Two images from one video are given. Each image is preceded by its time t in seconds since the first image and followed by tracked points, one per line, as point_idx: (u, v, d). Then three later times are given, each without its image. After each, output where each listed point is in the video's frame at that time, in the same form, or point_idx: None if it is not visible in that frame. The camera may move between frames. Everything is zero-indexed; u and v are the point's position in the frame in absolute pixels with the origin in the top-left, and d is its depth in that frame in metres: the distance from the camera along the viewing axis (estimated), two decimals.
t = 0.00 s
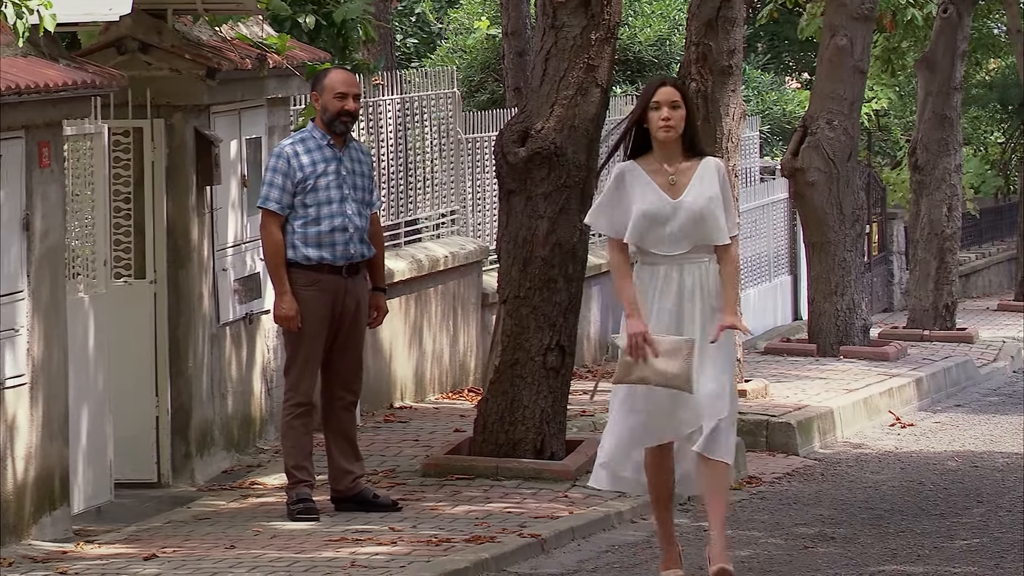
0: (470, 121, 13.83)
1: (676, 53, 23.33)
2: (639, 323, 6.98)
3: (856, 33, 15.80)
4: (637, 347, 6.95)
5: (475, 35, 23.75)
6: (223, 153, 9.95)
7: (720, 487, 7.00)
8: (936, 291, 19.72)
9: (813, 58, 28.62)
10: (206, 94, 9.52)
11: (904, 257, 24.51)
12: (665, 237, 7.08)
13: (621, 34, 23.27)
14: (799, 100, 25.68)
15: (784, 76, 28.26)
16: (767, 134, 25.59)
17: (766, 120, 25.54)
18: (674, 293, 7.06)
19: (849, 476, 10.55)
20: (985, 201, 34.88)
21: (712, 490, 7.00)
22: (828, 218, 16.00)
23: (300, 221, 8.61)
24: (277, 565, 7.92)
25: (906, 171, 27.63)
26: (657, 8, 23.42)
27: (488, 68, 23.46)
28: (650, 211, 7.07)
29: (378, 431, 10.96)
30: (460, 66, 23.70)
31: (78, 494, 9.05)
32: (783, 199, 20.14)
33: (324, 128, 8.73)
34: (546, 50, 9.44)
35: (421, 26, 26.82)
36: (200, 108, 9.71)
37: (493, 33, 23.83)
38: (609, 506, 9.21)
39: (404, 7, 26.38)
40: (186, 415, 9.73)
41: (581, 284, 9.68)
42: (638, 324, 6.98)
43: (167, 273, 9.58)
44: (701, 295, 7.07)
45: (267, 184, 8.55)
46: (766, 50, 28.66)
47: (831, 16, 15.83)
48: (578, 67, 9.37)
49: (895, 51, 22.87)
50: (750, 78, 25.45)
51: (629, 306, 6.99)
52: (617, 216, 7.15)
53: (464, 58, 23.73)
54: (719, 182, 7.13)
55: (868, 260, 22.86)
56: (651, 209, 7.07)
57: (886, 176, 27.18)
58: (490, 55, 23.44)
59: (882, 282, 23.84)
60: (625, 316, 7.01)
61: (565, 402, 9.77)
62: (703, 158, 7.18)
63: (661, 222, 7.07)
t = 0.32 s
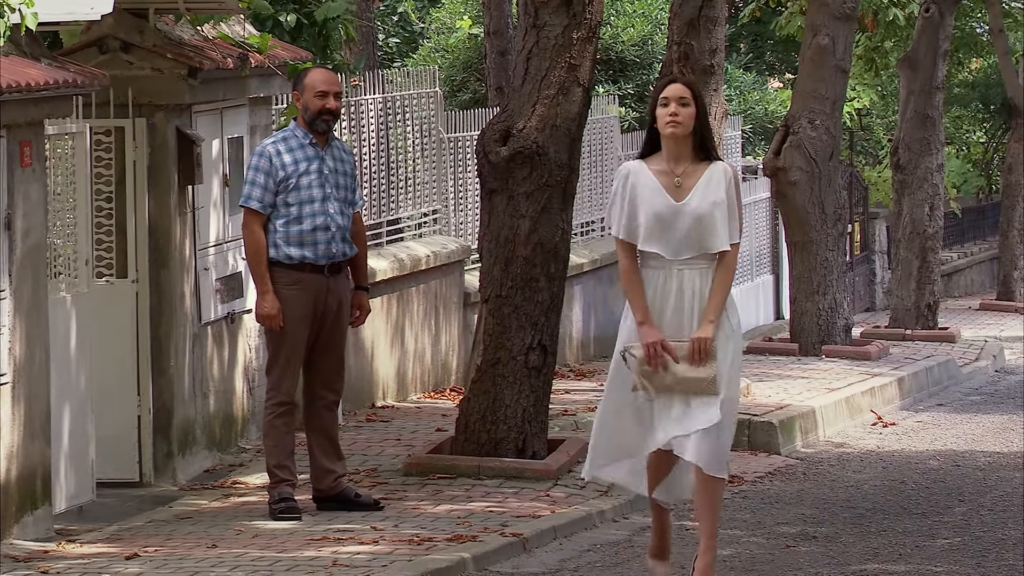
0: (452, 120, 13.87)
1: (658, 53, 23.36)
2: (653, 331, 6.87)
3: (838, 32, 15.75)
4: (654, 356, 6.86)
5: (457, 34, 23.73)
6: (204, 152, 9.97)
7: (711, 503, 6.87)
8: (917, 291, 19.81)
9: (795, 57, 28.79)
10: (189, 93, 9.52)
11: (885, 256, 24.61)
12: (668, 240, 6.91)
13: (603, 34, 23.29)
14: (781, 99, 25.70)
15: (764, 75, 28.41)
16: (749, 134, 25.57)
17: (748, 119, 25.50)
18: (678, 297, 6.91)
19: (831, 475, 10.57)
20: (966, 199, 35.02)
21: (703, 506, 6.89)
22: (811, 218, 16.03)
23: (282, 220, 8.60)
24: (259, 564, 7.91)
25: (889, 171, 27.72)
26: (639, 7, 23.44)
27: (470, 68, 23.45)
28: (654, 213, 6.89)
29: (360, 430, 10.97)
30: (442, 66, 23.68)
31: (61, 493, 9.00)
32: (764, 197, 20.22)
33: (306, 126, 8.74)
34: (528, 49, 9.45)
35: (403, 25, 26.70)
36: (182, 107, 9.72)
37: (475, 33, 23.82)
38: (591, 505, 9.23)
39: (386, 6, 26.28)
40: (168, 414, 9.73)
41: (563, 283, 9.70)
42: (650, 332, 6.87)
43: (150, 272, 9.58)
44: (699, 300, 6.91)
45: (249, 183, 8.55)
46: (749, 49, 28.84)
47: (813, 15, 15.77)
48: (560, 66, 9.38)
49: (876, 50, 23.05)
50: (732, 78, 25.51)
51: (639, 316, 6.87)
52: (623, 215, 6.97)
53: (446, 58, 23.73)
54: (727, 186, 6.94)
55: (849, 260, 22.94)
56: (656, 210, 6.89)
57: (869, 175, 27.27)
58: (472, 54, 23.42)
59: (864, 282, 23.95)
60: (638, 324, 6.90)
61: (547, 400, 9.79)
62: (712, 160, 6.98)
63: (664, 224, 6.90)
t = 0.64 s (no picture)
0: (439, 120, 13.90)
1: (646, 53, 23.37)
2: (652, 318, 6.81)
3: (826, 32, 15.77)
4: (655, 342, 6.74)
5: (445, 33, 23.74)
6: (191, 151, 9.98)
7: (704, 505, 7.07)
8: (905, 290, 19.87)
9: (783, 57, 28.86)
10: (177, 93, 9.53)
11: (873, 255, 24.69)
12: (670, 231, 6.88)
13: (591, 34, 23.28)
14: (769, 99, 25.74)
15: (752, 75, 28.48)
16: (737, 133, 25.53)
17: (736, 119, 25.47)
18: (679, 286, 6.86)
19: (819, 475, 10.58)
20: (955, 199, 35.13)
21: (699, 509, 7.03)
22: (799, 218, 16.05)
23: (270, 220, 8.60)
24: (247, 564, 7.90)
25: (876, 171, 27.82)
26: (627, 7, 23.47)
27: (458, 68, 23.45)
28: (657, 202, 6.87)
29: (347, 430, 10.97)
30: (430, 66, 23.68)
31: (48, 493, 8.96)
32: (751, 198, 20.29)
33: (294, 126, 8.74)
34: (516, 49, 9.46)
35: (391, 25, 26.64)
36: (169, 107, 9.73)
37: (463, 33, 23.82)
38: (579, 505, 9.23)
39: (374, 6, 26.24)
40: (155, 413, 9.72)
41: (550, 282, 9.71)
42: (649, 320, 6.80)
43: (137, 272, 9.58)
44: (700, 293, 6.87)
45: (237, 182, 8.55)
46: (737, 49, 28.92)
47: (801, 15, 15.79)
48: (548, 66, 9.40)
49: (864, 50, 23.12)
50: (719, 78, 25.57)
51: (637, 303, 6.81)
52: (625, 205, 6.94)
53: (434, 57, 23.74)
54: (731, 178, 6.92)
55: (838, 260, 22.99)
56: (659, 200, 6.87)
57: (857, 175, 27.34)
58: (460, 54, 23.43)
59: (851, 282, 24.04)
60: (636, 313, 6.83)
61: (534, 399, 9.79)
62: (716, 152, 6.97)
63: (667, 213, 6.88)
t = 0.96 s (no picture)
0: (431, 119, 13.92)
1: (639, 52, 23.38)
2: (661, 328, 6.74)
3: (819, 32, 15.79)
4: (667, 351, 6.67)
5: (437, 33, 23.75)
6: (184, 151, 9.99)
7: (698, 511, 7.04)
8: (898, 290, 19.89)
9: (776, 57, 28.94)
10: (170, 92, 9.51)
11: (866, 255, 24.73)
12: (676, 240, 6.82)
13: (584, 33, 23.26)
14: (762, 99, 25.76)
15: (745, 75, 28.54)
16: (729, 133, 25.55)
17: (729, 119, 25.50)
18: (686, 296, 6.80)
19: (812, 474, 10.59)
20: (948, 199, 35.18)
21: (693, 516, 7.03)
22: (792, 218, 16.06)
23: (263, 219, 8.59)
24: (239, 563, 7.89)
25: (869, 170, 27.88)
26: (620, 7, 23.49)
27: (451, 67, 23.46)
28: (663, 210, 6.80)
29: (340, 430, 10.96)
30: (423, 65, 23.69)
31: (41, 493, 8.94)
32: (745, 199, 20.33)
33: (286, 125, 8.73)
34: (508, 48, 9.46)
35: (384, 26, 26.56)
36: (162, 106, 9.73)
37: (456, 32, 23.84)
38: (572, 504, 9.23)
39: (367, 6, 26.21)
40: (148, 413, 9.72)
41: (543, 282, 9.72)
42: (659, 329, 6.73)
43: (130, 271, 9.58)
44: (707, 304, 6.82)
45: (230, 182, 8.54)
46: (730, 48, 28.99)
47: (794, 15, 15.82)
48: (541, 65, 9.41)
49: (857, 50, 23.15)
50: (712, 78, 25.59)
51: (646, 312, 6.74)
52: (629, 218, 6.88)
53: (427, 57, 23.76)
54: (735, 185, 6.87)
55: (831, 260, 23.03)
56: (665, 208, 6.80)
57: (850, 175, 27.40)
58: (453, 54, 23.44)
59: (844, 281, 24.10)
60: (644, 322, 6.76)
61: (527, 398, 9.80)
62: (719, 159, 6.91)
63: (674, 223, 6.81)
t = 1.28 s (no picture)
0: (416, 119, 13.93)
1: (624, 52, 23.41)
2: (651, 327, 6.56)
3: (804, 32, 15.81)
4: (655, 353, 6.52)
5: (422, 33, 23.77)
6: (170, 151, 10.01)
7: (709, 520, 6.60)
8: (884, 290, 19.94)
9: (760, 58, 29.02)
10: (155, 91, 9.51)
11: (851, 255, 24.79)
12: (665, 231, 6.61)
13: (569, 33, 23.29)
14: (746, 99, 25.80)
15: (730, 75, 28.59)
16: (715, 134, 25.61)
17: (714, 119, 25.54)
18: (677, 291, 6.60)
19: (797, 474, 10.60)
20: (933, 199, 35.28)
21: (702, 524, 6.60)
22: (777, 218, 16.09)
23: (248, 219, 8.59)
24: (224, 563, 7.89)
25: (854, 171, 27.95)
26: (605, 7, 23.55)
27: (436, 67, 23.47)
28: (650, 202, 6.60)
29: (325, 430, 10.97)
30: (408, 65, 23.71)
31: (26, 493, 8.91)
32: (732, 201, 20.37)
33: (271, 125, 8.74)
34: (493, 48, 9.46)
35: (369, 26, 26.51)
36: (147, 106, 9.74)
37: (441, 33, 23.85)
38: (557, 504, 9.23)
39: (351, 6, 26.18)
40: (133, 413, 9.73)
41: (528, 282, 9.72)
42: (649, 328, 6.55)
43: (115, 272, 9.58)
44: (700, 295, 6.62)
45: (214, 182, 8.54)
46: (715, 48, 29.06)
47: (779, 15, 15.84)
48: (526, 65, 9.41)
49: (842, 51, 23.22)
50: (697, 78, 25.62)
51: (636, 312, 6.56)
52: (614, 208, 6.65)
53: (412, 57, 23.77)
54: (724, 174, 6.66)
55: (816, 260, 23.09)
56: (652, 200, 6.60)
57: (836, 176, 27.46)
58: (438, 54, 23.45)
59: (830, 281, 24.17)
60: (634, 322, 6.59)
61: (513, 398, 9.81)
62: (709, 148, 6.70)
63: (663, 214, 6.60)
